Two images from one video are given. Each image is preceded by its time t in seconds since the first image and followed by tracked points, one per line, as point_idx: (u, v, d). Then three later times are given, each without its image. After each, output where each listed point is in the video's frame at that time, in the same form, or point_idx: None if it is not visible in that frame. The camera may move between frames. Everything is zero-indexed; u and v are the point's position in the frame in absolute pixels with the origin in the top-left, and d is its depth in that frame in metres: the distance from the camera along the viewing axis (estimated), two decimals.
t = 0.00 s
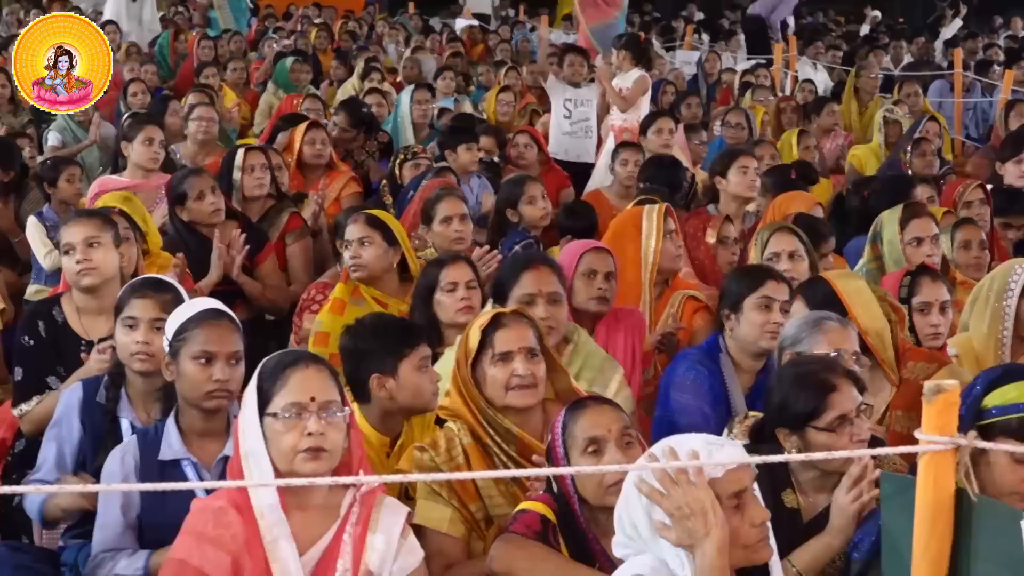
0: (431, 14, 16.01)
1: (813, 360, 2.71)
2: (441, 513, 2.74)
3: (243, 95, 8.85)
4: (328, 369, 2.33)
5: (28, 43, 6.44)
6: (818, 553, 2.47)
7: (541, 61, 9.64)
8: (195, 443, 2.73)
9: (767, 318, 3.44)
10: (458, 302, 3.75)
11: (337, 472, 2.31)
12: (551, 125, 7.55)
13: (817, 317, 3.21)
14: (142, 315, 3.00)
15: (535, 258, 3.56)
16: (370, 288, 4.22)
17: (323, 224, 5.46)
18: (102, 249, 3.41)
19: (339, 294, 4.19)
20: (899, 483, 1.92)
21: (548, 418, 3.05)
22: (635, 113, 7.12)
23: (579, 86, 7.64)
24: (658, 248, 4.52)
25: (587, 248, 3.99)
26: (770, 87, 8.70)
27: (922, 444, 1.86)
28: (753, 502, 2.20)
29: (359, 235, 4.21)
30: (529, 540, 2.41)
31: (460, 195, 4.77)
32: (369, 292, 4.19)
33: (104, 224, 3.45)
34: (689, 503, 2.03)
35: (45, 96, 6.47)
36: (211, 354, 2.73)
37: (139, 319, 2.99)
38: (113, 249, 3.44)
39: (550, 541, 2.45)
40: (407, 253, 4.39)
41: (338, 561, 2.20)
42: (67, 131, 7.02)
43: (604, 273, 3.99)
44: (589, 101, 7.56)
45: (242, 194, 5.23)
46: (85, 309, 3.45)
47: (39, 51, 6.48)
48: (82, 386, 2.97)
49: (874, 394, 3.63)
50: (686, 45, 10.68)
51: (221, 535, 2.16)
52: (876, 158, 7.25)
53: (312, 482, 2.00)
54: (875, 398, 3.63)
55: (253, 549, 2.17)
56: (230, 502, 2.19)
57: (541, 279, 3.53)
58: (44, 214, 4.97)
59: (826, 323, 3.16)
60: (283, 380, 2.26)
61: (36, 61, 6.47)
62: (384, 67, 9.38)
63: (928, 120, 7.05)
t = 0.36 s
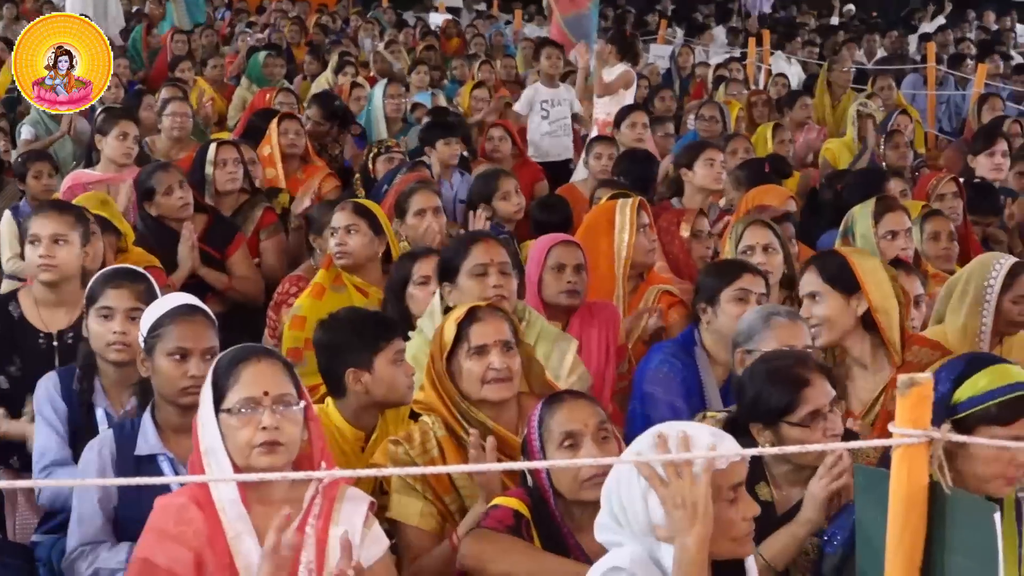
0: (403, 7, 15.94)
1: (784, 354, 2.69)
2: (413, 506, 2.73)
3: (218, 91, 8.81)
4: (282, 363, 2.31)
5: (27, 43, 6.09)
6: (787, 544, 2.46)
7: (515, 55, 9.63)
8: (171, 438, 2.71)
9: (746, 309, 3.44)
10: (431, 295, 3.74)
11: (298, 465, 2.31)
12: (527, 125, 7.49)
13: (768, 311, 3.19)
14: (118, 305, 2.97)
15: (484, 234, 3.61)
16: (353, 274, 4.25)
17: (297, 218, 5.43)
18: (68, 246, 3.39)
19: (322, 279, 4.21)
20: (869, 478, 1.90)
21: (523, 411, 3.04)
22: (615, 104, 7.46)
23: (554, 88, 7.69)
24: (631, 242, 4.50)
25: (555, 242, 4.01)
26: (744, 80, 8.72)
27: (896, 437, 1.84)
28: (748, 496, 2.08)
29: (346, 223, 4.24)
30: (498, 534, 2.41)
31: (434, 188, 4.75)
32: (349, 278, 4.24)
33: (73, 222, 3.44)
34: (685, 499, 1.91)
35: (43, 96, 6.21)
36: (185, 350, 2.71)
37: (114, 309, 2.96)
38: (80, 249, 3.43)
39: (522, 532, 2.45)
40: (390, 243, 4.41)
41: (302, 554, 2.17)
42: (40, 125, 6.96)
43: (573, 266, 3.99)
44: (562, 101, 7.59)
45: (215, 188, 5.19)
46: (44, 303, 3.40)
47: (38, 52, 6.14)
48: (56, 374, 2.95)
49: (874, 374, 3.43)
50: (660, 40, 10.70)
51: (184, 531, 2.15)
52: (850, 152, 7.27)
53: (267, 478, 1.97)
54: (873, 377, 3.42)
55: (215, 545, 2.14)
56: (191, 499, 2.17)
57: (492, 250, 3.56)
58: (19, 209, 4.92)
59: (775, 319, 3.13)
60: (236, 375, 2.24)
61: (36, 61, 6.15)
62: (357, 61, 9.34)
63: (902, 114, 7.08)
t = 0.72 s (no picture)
0: None
1: (763, 348, 2.70)
2: (397, 500, 2.72)
3: (197, 84, 8.77)
4: (250, 357, 2.29)
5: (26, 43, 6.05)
6: (774, 537, 2.46)
7: (495, 48, 9.61)
8: (149, 432, 2.70)
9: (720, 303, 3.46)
10: (410, 288, 3.73)
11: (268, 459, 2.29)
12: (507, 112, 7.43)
13: (726, 307, 3.20)
14: (106, 300, 2.94)
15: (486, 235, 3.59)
16: (333, 262, 4.30)
17: (277, 211, 5.41)
18: (44, 235, 3.35)
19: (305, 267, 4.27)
20: (850, 471, 1.87)
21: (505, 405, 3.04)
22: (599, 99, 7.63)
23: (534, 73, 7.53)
24: (611, 236, 4.51)
25: (530, 236, 4.00)
26: (724, 73, 8.73)
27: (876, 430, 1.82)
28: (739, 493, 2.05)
29: (335, 212, 4.28)
30: (485, 528, 2.39)
31: (414, 180, 4.75)
32: (334, 267, 4.29)
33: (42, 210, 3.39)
34: (680, 494, 1.92)
35: (43, 97, 6.00)
36: (178, 344, 2.71)
37: (104, 303, 2.93)
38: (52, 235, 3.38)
39: (504, 525, 2.43)
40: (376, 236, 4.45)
41: (274, 546, 2.17)
42: (19, 119, 6.92)
43: (546, 260, 3.97)
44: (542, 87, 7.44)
45: (195, 182, 5.17)
46: (18, 295, 3.38)
47: (38, 52, 6.07)
48: (32, 372, 2.97)
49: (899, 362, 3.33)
50: (640, 32, 10.70)
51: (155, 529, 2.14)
52: (829, 145, 7.30)
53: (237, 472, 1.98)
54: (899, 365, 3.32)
55: (185, 541, 2.13)
56: (161, 495, 2.16)
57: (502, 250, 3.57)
58: None
59: (732, 315, 3.14)
60: (203, 370, 2.23)
61: (36, 61, 6.07)
62: (336, 54, 9.30)
63: (882, 107, 7.11)
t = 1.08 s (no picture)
0: None
1: (744, 345, 2.69)
2: (375, 497, 2.72)
3: (175, 81, 8.72)
4: (238, 355, 2.27)
5: (27, 43, 6.06)
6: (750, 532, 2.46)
7: (475, 44, 9.59)
8: (129, 430, 2.68)
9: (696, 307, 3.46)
10: (394, 284, 3.72)
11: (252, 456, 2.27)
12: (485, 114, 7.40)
13: (708, 305, 3.21)
14: (94, 293, 2.99)
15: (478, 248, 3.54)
16: (311, 257, 4.28)
17: (257, 208, 5.39)
18: (27, 234, 3.43)
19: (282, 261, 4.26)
20: (832, 466, 1.87)
21: (485, 402, 3.04)
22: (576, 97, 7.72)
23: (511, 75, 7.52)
24: (592, 233, 4.49)
25: (508, 232, 3.98)
26: (703, 70, 8.74)
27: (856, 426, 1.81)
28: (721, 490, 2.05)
29: (315, 208, 4.26)
30: (462, 524, 2.40)
31: (395, 176, 4.73)
32: (313, 264, 4.28)
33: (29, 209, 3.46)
34: (666, 489, 1.93)
35: (44, 96, 5.86)
36: (155, 341, 2.70)
37: (92, 297, 2.98)
38: (38, 236, 3.46)
39: (485, 522, 2.44)
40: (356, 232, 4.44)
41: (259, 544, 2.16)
42: None
43: (524, 257, 3.97)
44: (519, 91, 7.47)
45: (175, 179, 5.14)
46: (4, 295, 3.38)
47: (39, 51, 6.10)
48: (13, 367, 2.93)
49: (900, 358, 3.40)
50: (620, 29, 10.71)
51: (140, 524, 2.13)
52: (809, 142, 7.33)
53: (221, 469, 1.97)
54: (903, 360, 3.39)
55: (170, 537, 2.12)
56: (146, 490, 2.15)
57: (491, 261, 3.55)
58: None
59: (714, 312, 3.15)
60: (190, 367, 2.21)
61: (36, 61, 6.04)
62: (316, 51, 9.27)
63: (864, 103, 7.13)
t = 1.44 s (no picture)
0: None
1: (730, 345, 2.66)
2: (361, 495, 2.70)
3: (160, 79, 8.70)
4: (233, 354, 2.25)
5: (27, 44, 6.42)
6: (738, 533, 2.45)
7: (460, 41, 9.58)
8: (114, 429, 2.68)
9: (659, 312, 3.43)
10: (381, 282, 3.71)
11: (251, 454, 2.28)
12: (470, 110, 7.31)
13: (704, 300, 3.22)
14: (90, 286, 3.05)
15: (455, 242, 3.54)
16: (296, 256, 4.26)
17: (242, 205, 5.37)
18: (23, 233, 3.46)
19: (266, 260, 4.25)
20: (817, 463, 1.86)
21: (470, 400, 3.03)
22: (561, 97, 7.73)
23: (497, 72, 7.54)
24: (579, 230, 4.50)
25: (493, 230, 3.98)
26: (689, 67, 8.75)
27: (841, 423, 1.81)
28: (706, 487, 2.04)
29: (298, 208, 4.23)
30: (450, 522, 2.38)
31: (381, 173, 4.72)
32: (296, 262, 4.26)
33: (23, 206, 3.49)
34: (652, 486, 1.92)
35: (44, 96, 5.96)
36: (138, 340, 2.69)
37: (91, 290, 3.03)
38: (30, 234, 3.48)
39: (471, 520, 2.42)
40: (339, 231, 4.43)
41: (254, 541, 2.14)
42: None
43: (509, 254, 3.96)
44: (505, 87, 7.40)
45: (158, 177, 5.12)
46: None
47: (39, 52, 6.42)
48: None
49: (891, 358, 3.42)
50: (606, 27, 10.70)
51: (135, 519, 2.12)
52: (795, 139, 7.34)
53: (210, 466, 1.92)
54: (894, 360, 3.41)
55: (166, 533, 2.11)
56: (144, 486, 2.13)
57: (470, 257, 3.54)
58: None
59: (711, 306, 3.16)
60: (184, 364, 2.21)
61: (37, 60, 6.35)
62: (301, 50, 9.25)
63: (849, 101, 7.14)
